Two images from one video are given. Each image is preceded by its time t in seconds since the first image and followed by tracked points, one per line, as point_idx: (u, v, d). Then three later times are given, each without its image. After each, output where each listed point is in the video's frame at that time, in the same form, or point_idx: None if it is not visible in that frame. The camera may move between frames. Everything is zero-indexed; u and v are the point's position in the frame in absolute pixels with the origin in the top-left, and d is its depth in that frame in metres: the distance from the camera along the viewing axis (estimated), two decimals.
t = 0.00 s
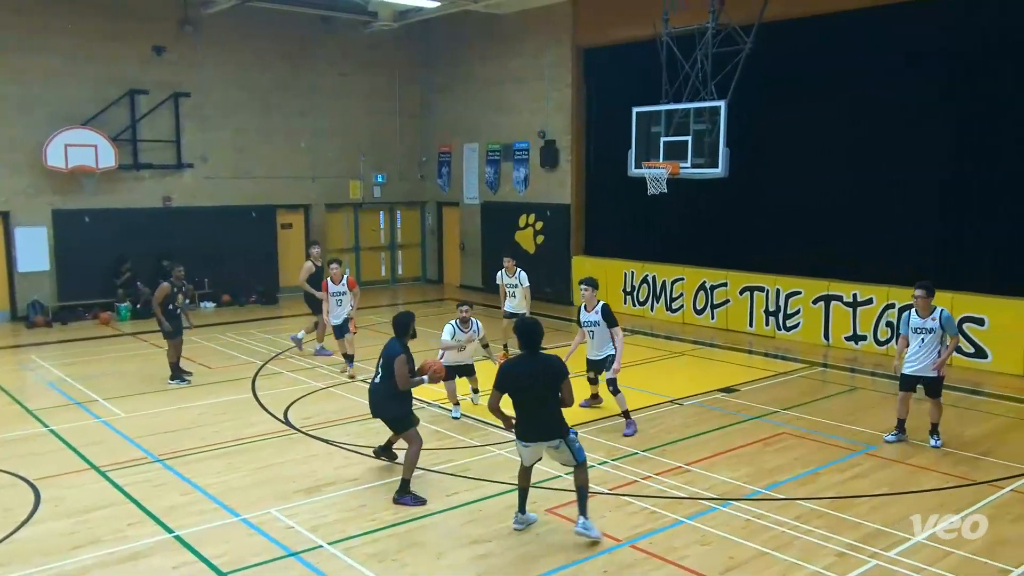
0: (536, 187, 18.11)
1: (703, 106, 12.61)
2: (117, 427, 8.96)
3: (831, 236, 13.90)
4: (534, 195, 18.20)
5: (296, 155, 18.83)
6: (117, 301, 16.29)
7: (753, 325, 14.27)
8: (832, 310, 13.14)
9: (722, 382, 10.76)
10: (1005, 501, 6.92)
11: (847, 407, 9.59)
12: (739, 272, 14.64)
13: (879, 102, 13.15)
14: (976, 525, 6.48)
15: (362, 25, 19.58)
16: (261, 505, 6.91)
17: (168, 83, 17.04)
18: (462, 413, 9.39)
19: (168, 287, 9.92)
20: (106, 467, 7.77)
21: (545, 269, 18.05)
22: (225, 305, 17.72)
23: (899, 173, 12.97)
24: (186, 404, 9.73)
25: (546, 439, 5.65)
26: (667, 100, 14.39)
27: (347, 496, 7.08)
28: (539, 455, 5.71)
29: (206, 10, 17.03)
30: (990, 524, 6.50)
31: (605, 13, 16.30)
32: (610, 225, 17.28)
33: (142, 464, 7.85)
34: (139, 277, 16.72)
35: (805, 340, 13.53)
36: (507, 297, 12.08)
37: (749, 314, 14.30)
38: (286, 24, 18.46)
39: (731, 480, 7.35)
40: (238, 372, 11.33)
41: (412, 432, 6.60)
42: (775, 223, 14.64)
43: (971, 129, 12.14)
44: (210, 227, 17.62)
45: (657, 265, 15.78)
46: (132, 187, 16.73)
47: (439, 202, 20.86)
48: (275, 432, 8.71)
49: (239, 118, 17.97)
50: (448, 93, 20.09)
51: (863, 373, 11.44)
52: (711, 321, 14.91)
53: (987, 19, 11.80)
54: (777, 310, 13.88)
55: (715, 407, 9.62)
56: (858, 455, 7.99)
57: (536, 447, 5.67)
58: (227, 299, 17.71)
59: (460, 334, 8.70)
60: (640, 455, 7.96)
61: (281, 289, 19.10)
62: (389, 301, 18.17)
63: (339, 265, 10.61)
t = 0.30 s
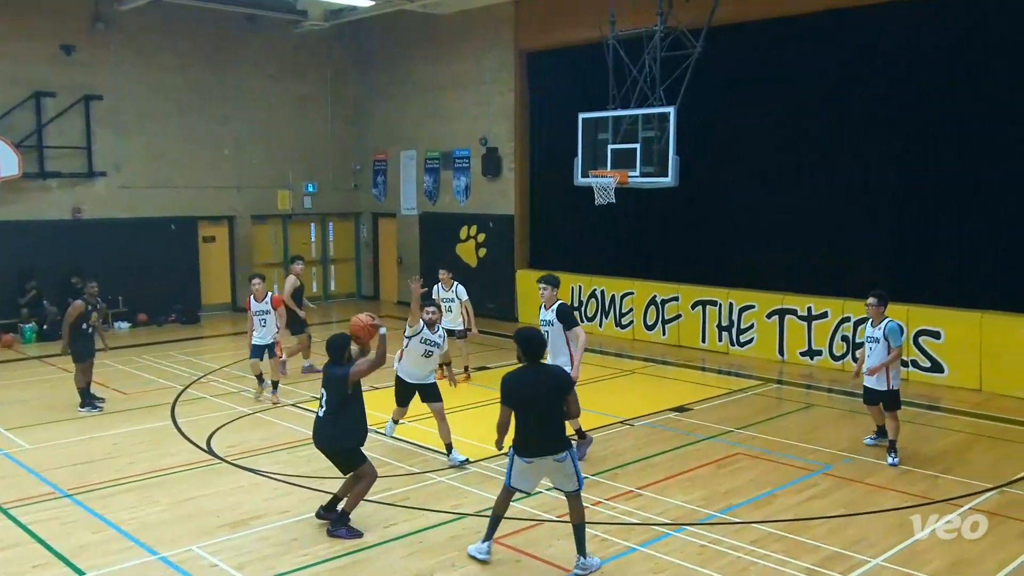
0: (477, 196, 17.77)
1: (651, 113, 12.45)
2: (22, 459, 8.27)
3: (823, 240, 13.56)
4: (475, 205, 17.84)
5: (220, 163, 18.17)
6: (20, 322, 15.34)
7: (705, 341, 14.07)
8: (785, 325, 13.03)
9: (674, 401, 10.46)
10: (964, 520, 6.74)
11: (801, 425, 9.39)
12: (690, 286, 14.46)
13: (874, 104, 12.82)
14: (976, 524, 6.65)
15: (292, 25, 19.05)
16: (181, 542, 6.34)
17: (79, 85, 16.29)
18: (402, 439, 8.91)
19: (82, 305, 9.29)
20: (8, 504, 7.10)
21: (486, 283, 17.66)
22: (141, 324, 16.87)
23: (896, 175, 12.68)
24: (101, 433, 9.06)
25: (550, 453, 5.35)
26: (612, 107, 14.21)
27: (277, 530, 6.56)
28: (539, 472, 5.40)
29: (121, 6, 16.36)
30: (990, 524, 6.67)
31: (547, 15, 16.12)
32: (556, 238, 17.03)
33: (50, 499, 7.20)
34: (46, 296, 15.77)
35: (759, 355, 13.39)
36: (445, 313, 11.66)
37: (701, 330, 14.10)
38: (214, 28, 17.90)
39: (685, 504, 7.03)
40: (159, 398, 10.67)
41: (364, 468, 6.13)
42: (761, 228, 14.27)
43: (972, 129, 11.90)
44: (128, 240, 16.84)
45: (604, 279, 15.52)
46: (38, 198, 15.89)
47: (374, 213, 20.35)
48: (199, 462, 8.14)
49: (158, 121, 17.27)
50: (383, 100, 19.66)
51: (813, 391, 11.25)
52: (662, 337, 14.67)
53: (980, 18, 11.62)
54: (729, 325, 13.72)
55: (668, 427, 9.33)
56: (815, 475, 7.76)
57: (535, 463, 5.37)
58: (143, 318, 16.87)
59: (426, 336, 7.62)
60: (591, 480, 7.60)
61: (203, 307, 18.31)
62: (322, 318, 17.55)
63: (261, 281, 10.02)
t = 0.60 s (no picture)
0: (421, 199, 17.60)
1: (597, 115, 12.47)
2: None
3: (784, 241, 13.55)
4: (420, 209, 17.65)
5: (155, 165, 17.73)
6: None
7: (652, 344, 14.10)
8: (732, 327, 13.13)
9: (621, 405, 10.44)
10: (907, 519, 6.81)
11: (747, 427, 9.44)
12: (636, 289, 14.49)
13: (839, 106, 12.83)
14: (977, 524, 6.69)
15: (228, 24, 18.70)
16: (114, 558, 6.11)
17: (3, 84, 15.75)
18: (345, 447, 8.72)
19: (9, 313, 8.94)
20: None
21: (431, 287, 17.49)
22: (72, 332, 16.37)
23: (861, 177, 12.70)
24: (30, 447, 8.72)
25: (519, 444, 5.37)
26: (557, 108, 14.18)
27: (215, 543, 6.35)
28: (507, 462, 5.42)
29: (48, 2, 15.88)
30: (992, 523, 6.71)
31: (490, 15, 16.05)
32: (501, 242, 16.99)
33: None
34: None
35: (705, 358, 13.46)
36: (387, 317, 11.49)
37: (648, 333, 14.13)
38: (149, 28, 17.52)
39: (634, 509, 6.99)
40: (93, 408, 10.33)
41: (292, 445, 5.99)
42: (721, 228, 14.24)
43: (937, 134, 11.95)
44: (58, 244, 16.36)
45: (550, 283, 15.48)
46: None
47: (315, 217, 20.05)
48: (133, 474, 7.87)
49: (88, 122, 16.80)
50: (325, 101, 19.39)
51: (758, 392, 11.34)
52: (609, 340, 14.67)
53: (939, 20, 11.70)
54: (676, 328, 13.77)
55: (615, 431, 9.31)
56: (761, 477, 7.79)
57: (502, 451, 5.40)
58: (74, 326, 16.37)
59: (377, 351, 7.04)
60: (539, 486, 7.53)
61: (137, 314, 17.83)
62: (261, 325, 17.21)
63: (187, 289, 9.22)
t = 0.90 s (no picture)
0: (372, 199, 17.47)
1: (549, 115, 12.51)
2: None
3: (748, 242, 13.58)
4: (371, 209, 17.50)
5: (98, 164, 17.37)
6: None
7: (604, 343, 14.19)
8: (682, 325, 13.27)
9: (574, 405, 10.49)
10: (854, 513, 6.95)
11: (699, 425, 9.54)
12: (588, 288, 14.56)
13: (804, 106, 12.89)
14: (976, 524, 6.70)
15: (175, 21, 18.40)
16: (58, 566, 5.97)
17: None
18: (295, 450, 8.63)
19: None
20: None
21: (383, 287, 17.38)
22: (12, 336, 15.96)
23: (828, 178, 12.75)
24: None
25: (486, 441, 5.46)
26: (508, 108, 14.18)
27: (164, 549, 6.25)
28: (473, 459, 5.53)
29: None
30: (990, 523, 6.73)
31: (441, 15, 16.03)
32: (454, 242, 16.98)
33: None
34: None
35: (657, 356, 13.57)
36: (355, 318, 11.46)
37: (600, 332, 14.22)
38: (93, 25, 17.17)
39: (587, 507, 7.02)
40: (35, 414, 10.09)
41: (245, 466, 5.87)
42: (682, 228, 14.25)
43: (901, 135, 12.05)
44: None
45: (503, 282, 15.48)
46: None
47: (265, 217, 19.83)
48: (77, 480, 7.71)
49: (30, 120, 16.38)
50: (274, 99, 19.18)
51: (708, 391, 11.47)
52: (561, 339, 14.72)
53: (900, 22, 11.79)
54: (628, 327, 13.87)
55: (568, 430, 9.35)
56: (712, 474, 7.88)
57: (468, 449, 5.52)
58: (14, 330, 15.97)
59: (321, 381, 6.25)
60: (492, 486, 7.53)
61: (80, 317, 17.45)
62: (209, 327, 16.96)
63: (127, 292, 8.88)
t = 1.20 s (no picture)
0: (331, 199, 17.35)
1: (509, 115, 12.53)
2: None
3: (722, 240, 13.55)
4: (330, 209, 17.38)
5: (51, 164, 17.06)
6: None
7: (565, 343, 14.23)
8: (642, 324, 13.35)
9: (536, 404, 10.50)
10: (810, 508, 7.04)
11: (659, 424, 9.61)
12: (549, 288, 14.59)
13: (776, 104, 12.91)
14: (976, 524, 6.73)
15: (129, 18, 18.13)
16: (10, 573, 5.86)
17: None
18: (254, 453, 8.55)
19: None
20: None
21: (342, 288, 17.28)
22: None
23: (828, 178, 12.53)
24: None
25: (457, 426, 5.80)
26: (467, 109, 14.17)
27: (120, 555, 6.16)
28: (443, 444, 5.83)
29: None
30: (989, 523, 6.76)
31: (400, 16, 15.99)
32: (414, 243, 16.96)
33: None
34: None
35: (618, 355, 13.64)
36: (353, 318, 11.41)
37: (561, 331, 14.26)
38: (44, 22, 16.86)
39: (548, 507, 7.04)
40: None
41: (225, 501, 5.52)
42: (652, 227, 14.23)
43: (873, 133, 12.08)
44: None
45: (464, 283, 15.46)
46: None
47: (222, 217, 19.62)
48: (30, 486, 7.56)
49: None
50: (232, 98, 18.99)
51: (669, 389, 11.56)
52: (522, 339, 14.74)
53: (867, 20, 11.86)
54: (589, 326, 13.92)
55: (528, 430, 9.36)
56: (672, 472, 7.95)
57: (442, 438, 5.80)
58: None
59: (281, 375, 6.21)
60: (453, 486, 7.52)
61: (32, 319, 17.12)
62: (166, 329, 16.74)
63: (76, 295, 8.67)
